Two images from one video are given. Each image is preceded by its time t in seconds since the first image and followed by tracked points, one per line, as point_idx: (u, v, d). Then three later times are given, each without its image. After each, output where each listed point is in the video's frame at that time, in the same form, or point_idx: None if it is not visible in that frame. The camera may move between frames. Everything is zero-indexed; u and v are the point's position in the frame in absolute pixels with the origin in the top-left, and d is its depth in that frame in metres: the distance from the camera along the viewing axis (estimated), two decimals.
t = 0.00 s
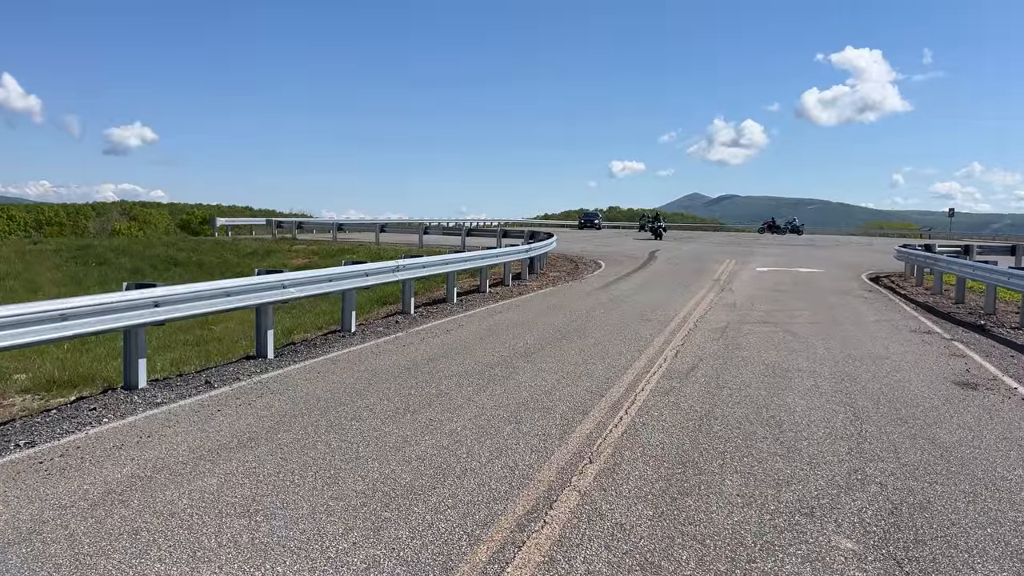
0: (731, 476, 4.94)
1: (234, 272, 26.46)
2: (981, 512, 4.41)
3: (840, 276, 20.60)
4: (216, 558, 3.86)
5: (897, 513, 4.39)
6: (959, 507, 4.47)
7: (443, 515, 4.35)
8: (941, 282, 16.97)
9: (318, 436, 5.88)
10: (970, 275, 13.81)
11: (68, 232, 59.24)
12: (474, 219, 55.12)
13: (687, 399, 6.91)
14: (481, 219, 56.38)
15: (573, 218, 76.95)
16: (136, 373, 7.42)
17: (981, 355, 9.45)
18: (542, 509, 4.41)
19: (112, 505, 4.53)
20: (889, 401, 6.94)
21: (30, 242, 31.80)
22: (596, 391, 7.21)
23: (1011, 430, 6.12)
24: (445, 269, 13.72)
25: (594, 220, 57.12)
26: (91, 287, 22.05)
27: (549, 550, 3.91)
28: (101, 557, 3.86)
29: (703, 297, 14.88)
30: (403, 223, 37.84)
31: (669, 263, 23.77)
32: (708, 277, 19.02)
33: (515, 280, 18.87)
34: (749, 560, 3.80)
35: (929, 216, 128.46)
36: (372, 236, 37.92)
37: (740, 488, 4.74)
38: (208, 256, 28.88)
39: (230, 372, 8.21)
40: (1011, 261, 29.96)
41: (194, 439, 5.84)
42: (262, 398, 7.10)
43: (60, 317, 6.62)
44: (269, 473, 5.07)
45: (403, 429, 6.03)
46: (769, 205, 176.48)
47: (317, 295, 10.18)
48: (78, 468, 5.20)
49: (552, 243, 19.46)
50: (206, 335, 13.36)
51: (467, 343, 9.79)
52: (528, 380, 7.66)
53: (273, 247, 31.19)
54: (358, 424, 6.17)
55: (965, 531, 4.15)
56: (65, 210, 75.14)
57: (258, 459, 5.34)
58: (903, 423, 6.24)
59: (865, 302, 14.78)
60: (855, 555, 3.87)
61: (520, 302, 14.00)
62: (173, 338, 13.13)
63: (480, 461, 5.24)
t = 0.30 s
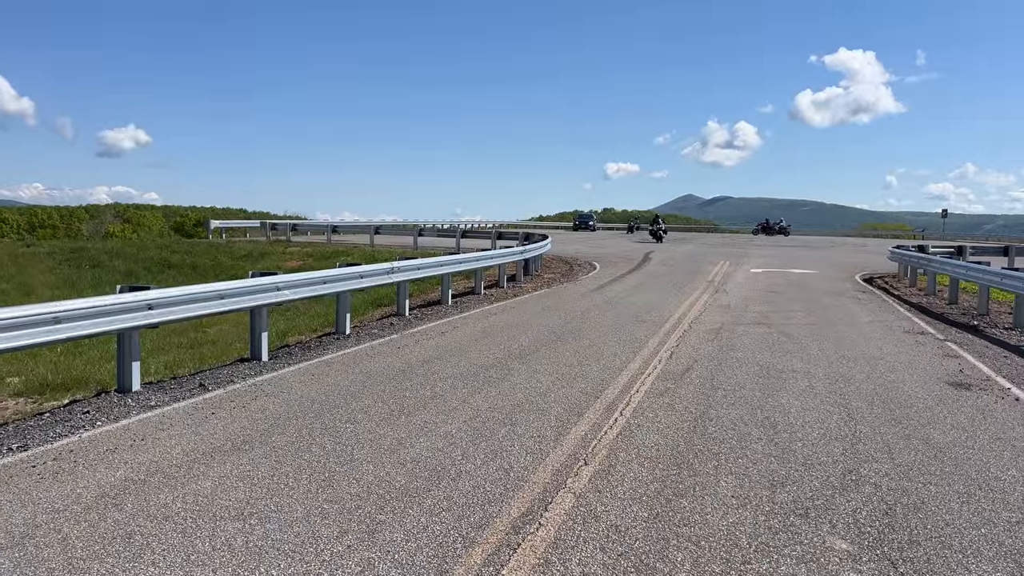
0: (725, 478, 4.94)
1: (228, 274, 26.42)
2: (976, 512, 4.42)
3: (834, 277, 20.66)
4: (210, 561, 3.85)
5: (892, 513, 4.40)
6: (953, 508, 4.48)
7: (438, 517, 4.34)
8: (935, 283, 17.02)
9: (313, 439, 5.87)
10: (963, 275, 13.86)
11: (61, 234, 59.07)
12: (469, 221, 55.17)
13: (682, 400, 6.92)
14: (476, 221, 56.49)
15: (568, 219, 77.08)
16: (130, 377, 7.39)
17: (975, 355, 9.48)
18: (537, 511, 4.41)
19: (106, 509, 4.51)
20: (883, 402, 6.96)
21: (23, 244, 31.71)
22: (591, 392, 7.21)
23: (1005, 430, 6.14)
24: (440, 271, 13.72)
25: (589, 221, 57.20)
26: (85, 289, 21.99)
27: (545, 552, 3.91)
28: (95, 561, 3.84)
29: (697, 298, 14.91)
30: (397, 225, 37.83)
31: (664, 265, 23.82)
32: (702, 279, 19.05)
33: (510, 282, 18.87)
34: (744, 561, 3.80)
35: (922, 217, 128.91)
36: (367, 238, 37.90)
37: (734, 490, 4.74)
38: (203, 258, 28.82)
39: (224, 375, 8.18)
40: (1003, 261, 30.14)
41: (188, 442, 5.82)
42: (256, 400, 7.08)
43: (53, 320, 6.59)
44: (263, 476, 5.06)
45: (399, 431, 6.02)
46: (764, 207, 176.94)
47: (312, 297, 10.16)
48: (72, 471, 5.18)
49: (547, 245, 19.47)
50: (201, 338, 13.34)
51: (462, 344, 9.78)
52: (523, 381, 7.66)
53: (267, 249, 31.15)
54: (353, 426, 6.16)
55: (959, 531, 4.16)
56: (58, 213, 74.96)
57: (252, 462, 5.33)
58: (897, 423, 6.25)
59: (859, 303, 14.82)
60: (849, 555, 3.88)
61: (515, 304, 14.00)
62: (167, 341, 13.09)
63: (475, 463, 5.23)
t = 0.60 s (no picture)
0: (718, 479, 4.94)
1: (221, 277, 26.34)
2: (967, 513, 4.43)
3: (827, 278, 20.72)
4: (202, 566, 3.83)
5: (884, 514, 4.41)
6: (945, 508, 4.49)
7: (431, 520, 4.33)
8: (926, 284, 17.08)
9: (306, 442, 5.85)
10: (955, 276, 13.92)
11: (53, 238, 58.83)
12: (462, 223, 55.20)
13: (675, 401, 6.93)
14: (469, 223, 56.47)
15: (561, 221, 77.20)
16: (122, 380, 7.35)
17: (966, 356, 9.51)
18: (530, 514, 4.40)
19: (97, 514, 4.48)
20: (876, 402, 6.98)
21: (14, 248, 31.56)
22: (584, 394, 7.21)
23: (996, 430, 6.16)
24: (434, 273, 13.71)
25: (582, 223, 57.30)
26: (76, 292, 21.89)
27: (538, 555, 3.90)
28: (86, 566, 3.81)
29: (690, 300, 14.94)
30: (390, 227, 37.81)
31: (657, 266, 23.86)
32: (695, 280, 19.08)
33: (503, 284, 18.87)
34: (738, 563, 3.80)
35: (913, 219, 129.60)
36: (360, 240, 37.86)
37: (727, 491, 4.75)
38: (194, 261, 28.73)
39: (216, 378, 8.15)
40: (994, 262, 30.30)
41: (180, 446, 5.79)
42: (249, 404, 7.04)
43: (44, 323, 6.55)
44: (255, 480, 5.03)
45: (392, 434, 6.01)
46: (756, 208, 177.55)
47: (304, 300, 10.13)
48: (63, 476, 5.14)
49: (540, 247, 19.47)
50: (193, 341, 13.28)
51: (454, 347, 9.77)
52: (516, 383, 7.65)
53: (260, 251, 31.08)
54: (346, 430, 6.14)
55: (951, 531, 4.17)
56: (50, 216, 74.73)
57: (245, 466, 5.31)
58: (889, 424, 6.27)
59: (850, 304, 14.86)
60: (842, 556, 3.88)
61: (508, 306, 13.99)
62: (158, 345, 13.03)
63: (468, 466, 5.22)
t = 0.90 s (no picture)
0: (711, 480, 4.95)
1: (212, 280, 26.25)
2: (958, 513, 4.46)
3: (818, 279, 20.82)
4: (193, 571, 3.81)
5: (875, 514, 4.43)
6: (936, 508, 4.51)
7: (424, 523, 4.33)
8: (917, 285, 17.16)
9: (298, 446, 5.83)
10: (945, 277, 14.01)
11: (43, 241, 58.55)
12: (455, 226, 55.19)
13: (668, 403, 6.94)
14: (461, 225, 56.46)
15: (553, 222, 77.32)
16: (113, 385, 7.31)
17: (956, 356, 9.57)
18: (523, 516, 4.40)
19: (88, 519, 4.45)
20: (867, 403, 7.00)
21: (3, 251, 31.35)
22: (577, 396, 7.22)
23: (987, 430, 6.20)
24: (426, 276, 13.69)
25: (574, 225, 57.38)
26: (67, 296, 21.77)
27: (531, 557, 3.90)
28: (76, 571, 3.79)
29: (682, 301, 14.98)
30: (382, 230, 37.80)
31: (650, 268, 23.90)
32: (687, 282, 19.13)
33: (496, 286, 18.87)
34: (730, 564, 3.81)
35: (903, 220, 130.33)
36: (352, 243, 37.82)
37: (720, 492, 4.76)
38: (186, 264, 28.63)
39: (208, 382, 8.12)
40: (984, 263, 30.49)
41: (171, 451, 5.76)
42: (240, 408, 7.02)
43: (34, 328, 6.51)
44: (247, 484, 5.01)
45: (384, 437, 6.00)
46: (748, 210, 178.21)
47: (296, 303, 10.10)
48: (53, 481, 5.11)
49: (532, 249, 19.47)
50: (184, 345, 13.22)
51: (447, 349, 9.76)
52: (509, 386, 7.66)
53: (251, 254, 30.99)
54: (338, 433, 6.13)
55: (942, 531, 4.19)
56: (40, 219, 74.33)
57: (237, 470, 5.28)
58: (880, 424, 6.31)
59: (841, 305, 14.93)
60: (834, 557, 3.90)
61: (501, 308, 13.99)
62: (149, 349, 12.97)
63: (461, 469, 5.22)
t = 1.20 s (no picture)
0: (702, 482, 4.96)
1: (203, 284, 26.15)
2: (947, 513, 4.47)
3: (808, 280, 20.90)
4: None
5: (866, 515, 4.44)
6: (926, 509, 4.53)
7: (415, 527, 4.31)
8: (907, 285, 17.23)
9: (288, 450, 5.81)
10: (934, 278, 14.10)
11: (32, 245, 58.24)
12: (447, 228, 55.19)
13: (659, 405, 6.94)
14: (453, 228, 56.45)
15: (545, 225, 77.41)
16: (102, 390, 7.27)
17: (946, 357, 9.62)
18: (515, 519, 4.39)
19: (76, 525, 4.42)
20: (857, 404, 7.03)
21: None
22: (568, 398, 7.21)
23: (976, 430, 6.23)
24: (418, 279, 13.67)
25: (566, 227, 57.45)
26: (56, 300, 21.64)
27: (522, 560, 3.89)
28: None
29: (674, 303, 15.01)
30: (374, 232, 37.78)
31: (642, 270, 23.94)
32: (679, 283, 19.16)
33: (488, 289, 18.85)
34: (721, 566, 3.81)
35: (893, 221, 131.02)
36: (344, 245, 37.78)
37: (711, 494, 4.76)
38: (176, 268, 28.50)
39: (198, 386, 8.08)
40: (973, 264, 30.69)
41: (161, 455, 5.73)
42: (231, 412, 6.98)
43: (22, 333, 6.47)
44: (237, 489, 4.99)
45: (375, 441, 5.98)
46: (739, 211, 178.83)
47: (287, 307, 10.06)
48: (41, 487, 5.07)
49: (524, 251, 19.45)
50: (175, 349, 13.16)
51: (438, 352, 9.74)
52: (500, 388, 7.65)
53: (243, 257, 30.90)
54: (329, 437, 6.10)
55: (932, 532, 4.20)
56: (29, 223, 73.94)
57: (227, 475, 5.26)
58: (871, 425, 6.33)
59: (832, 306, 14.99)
60: (824, 558, 3.90)
61: (492, 311, 13.97)
62: (139, 353, 12.89)
63: (453, 472, 5.20)
